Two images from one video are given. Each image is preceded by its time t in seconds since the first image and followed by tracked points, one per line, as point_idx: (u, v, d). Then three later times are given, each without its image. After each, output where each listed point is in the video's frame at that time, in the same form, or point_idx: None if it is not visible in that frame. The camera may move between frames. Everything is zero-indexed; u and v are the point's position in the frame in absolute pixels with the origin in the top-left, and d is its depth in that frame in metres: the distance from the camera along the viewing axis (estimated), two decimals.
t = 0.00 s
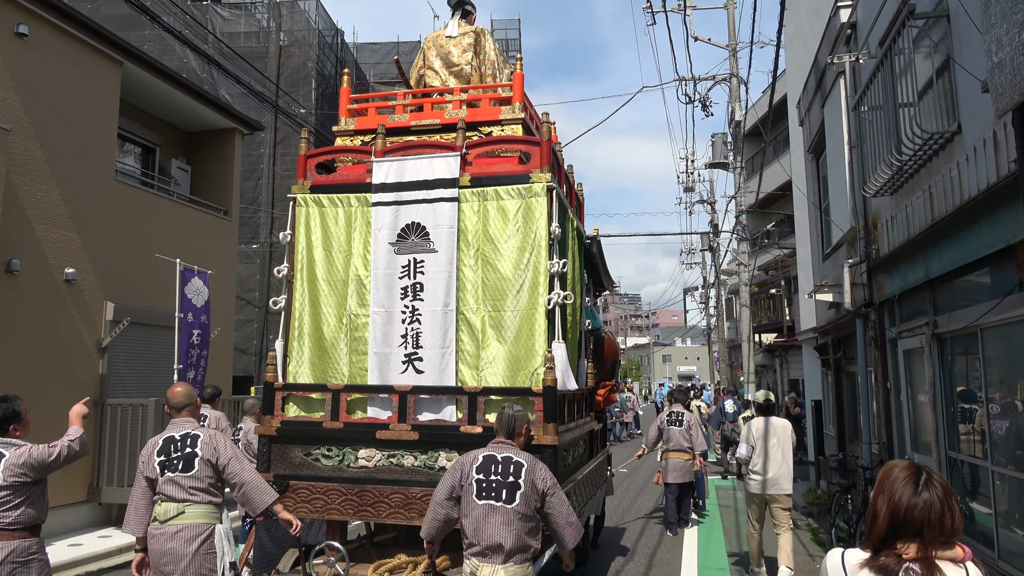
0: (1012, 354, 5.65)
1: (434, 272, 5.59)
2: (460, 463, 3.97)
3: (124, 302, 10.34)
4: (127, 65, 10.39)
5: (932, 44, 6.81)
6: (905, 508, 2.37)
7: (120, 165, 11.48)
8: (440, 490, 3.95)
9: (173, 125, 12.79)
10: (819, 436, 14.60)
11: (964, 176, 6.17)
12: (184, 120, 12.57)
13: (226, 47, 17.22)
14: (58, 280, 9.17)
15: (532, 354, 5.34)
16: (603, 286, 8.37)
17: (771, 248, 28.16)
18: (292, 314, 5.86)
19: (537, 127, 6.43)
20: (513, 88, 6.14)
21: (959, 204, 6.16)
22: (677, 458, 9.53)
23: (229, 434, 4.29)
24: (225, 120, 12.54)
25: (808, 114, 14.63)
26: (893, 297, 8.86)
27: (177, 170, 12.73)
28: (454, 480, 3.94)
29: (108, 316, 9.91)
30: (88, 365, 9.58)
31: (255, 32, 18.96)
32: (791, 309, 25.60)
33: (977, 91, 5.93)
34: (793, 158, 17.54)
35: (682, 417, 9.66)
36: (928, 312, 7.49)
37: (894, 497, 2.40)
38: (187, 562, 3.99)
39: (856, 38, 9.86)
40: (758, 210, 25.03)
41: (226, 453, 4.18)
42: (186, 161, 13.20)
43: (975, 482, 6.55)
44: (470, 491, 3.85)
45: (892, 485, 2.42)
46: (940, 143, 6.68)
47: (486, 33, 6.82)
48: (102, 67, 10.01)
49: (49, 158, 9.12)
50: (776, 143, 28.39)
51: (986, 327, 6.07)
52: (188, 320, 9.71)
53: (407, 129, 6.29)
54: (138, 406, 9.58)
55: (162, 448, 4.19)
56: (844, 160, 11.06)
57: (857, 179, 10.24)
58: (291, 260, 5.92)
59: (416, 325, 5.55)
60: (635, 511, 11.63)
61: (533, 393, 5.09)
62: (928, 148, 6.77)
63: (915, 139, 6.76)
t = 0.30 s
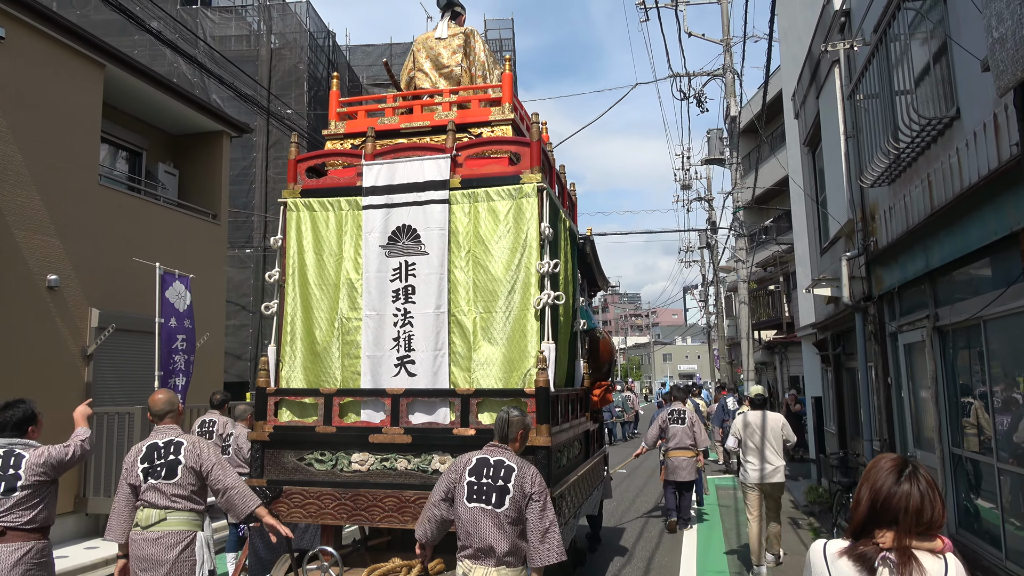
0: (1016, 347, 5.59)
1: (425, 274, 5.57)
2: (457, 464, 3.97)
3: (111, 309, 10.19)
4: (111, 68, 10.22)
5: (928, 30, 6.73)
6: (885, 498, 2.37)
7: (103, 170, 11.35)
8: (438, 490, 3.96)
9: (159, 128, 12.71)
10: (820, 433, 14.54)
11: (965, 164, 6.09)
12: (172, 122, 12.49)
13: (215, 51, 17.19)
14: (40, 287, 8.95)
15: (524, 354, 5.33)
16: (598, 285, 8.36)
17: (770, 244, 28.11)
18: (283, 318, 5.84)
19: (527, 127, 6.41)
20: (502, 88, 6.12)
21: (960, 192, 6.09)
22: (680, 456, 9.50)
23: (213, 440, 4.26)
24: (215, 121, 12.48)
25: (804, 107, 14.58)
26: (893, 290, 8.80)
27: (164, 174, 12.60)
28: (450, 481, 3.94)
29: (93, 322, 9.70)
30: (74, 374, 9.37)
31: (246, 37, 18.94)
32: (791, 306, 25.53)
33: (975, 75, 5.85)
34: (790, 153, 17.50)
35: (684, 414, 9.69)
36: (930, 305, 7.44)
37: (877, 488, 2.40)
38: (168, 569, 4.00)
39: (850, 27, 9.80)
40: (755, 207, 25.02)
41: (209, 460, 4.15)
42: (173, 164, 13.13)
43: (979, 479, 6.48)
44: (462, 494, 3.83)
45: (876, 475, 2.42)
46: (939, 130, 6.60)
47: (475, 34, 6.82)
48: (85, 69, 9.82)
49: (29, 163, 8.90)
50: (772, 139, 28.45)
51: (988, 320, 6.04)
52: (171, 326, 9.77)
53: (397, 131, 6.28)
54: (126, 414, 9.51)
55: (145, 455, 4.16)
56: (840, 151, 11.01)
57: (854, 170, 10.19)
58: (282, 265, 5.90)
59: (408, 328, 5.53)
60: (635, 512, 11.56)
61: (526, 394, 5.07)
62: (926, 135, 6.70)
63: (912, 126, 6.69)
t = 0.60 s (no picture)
0: None
1: (427, 273, 5.56)
2: (466, 465, 3.92)
3: (112, 304, 10.26)
4: (115, 61, 10.31)
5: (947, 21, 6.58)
6: (896, 505, 2.33)
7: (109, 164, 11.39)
8: (447, 490, 3.95)
9: (165, 123, 12.80)
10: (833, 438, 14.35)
11: (983, 158, 5.95)
12: (177, 117, 12.57)
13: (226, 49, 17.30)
14: (41, 280, 9.03)
15: (525, 355, 5.31)
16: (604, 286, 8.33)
17: (784, 246, 27.87)
18: (286, 315, 5.86)
19: (531, 126, 6.40)
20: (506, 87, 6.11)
21: (977, 189, 5.95)
22: (687, 459, 9.44)
23: (210, 434, 4.29)
24: (220, 116, 12.58)
25: (818, 105, 14.42)
26: (908, 292, 8.66)
27: (169, 169, 12.68)
28: (459, 482, 3.92)
29: (94, 317, 9.79)
30: (73, 368, 9.45)
31: (258, 35, 19.05)
32: (805, 309, 25.25)
33: (997, 66, 5.71)
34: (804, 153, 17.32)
35: (692, 416, 9.61)
36: (945, 308, 7.31)
37: (887, 494, 2.36)
38: (162, 561, 4.03)
39: (865, 21, 9.66)
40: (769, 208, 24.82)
41: (206, 453, 4.19)
42: (179, 159, 13.21)
43: (995, 487, 6.33)
44: (471, 495, 3.78)
45: (887, 483, 2.38)
46: (958, 123, 6.46)
47: (481, 33, 6.82)
48: (89, 61, 9.93)
49: (30, 154, 8.99)
50: (787, 140, 28.25)
51: (1006, 323, 5.94)
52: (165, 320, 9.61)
53: (401, 130, 6.29)
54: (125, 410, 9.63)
55: (143, 447, 4.19)
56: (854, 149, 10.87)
57: (867, 168, 10.05)
58: (285, 262, 5.92)
59: (409, 326, 5.53)
60: (640, 515, 11.49)
61: (526, 394, 5.05)
62: (943, 130, 6.55)
63: (929, 120, 6.55)
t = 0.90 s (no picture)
0: None
1: (437, 271, 5.55)
2: (470, 464, 3.89)
3: (123, 297, 10.38)
4: (129, 53, 10.43)
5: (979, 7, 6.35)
6: (902, 505, 2.29)
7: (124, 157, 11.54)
8: (450, 491, 3.92)
9: (181, 117, 12.94)
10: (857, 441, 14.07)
11: (1015, 149, 5.72)
12: (191, 111, 12.70)
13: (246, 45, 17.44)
14: (53, 273, 9.18)
15: (533, 353, 5.26)
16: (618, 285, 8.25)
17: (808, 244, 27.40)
18: (297, 312, 5.88)
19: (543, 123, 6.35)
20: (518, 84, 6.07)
21: (1008, 182, 5.74)
22: (697, 460, 9.31)
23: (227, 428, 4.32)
24: (236, 109, 12.66)
25: (844, 98, 14.13)
26: (937, 291, 8.42)
27: (185, 162, 12.81)
28: (462, 481, 3.89)
29: (106, 310, 9.92)
30: (85, 362, 9.60)
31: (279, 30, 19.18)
32: (830, 309, 24.81)
33: None
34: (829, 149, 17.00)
35: (700, 417, 9.59)
36: (974, 307, 7.10)
37: (891, 493, 2.32)
38: (193, 554, 4.06)
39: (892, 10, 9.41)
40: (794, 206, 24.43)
41: (222, 447, 4.20)
42: (195, 153, 13.35)
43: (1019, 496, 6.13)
44: (474, 494, 3.76)
45: (888, 483, 2.34)
46: (990, 113, 6.23)
47: (495, 30, 6.79)
48: (102, 54, 10.05)
49: (42, 146, 9.13)
50: (813, 137, 27.78)
51: None
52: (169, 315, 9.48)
53: (413, 127, 6.28)
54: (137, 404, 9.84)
55: (162, 445, 4.22)
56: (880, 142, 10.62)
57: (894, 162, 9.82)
58: (296, 259, 5.93)
59: (418, 324, 5.52)
60: (655, 516, 11.39)
61: (534, 393, 5.00)
62: (974, 119, 6.32)
63: (960, 109, 6.33)
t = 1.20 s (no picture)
0: None
1: (435, 259, 5.48)
2: (461, 452, 3.84)
3: (116, 284, 10.36)
4: (123, 37, 10.39)
5: None
6: (865, 494, 2.43)
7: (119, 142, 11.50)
8: (442, 480, 3.86)
9: (178, 103, 12.89)
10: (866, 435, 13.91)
11: None
12: (188, 96, 12.65)
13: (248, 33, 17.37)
14: (45, 259, 9.16)
15: (531, 342, 5.20)
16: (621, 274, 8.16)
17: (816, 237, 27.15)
18: (293, 300, 5.82)
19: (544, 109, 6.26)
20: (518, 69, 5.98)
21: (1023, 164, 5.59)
22: (699, 453, 9.25)
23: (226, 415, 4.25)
24: (235, 94, 12.60)
25: (854, 85, 13.92)
26: (949, 280, 8.26)
27: (182, 149, 12.77)
28: (453, 469, 3.84)
29: (98, 297, 9.90)
30: (77, 350, 9.59)
31: (283, 18, 19.10)
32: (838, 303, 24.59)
33: None
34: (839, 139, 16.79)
35: (701, 410, 9.51)
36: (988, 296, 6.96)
37: (855, 483, 2.46)
38: (189, 539, 4.00)
39: None
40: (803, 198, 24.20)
41: (221, 433, 4.15)
42: (193, 140, 13.32)
43: None
44: (464, 482, 3.71)
45: (853, 473, 2.48)
46: (1007, 92, 6.05)
47: (496, 15, 6.70)
48: (96, 38, 10.01)
49: (34, 130, 9.10)
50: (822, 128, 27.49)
51: None
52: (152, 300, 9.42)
53: (412, 113, 6.21)
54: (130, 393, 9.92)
55: (162, 429, 4.19)
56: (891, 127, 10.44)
57: (905, 147, 9.65)
58: (293, 247, 5.87)
59: (415, 312, 5.46)
60: (657, 509, 11.31)
61: (531, 383, 4.95)
62: (989, 98, 6.15)
63: (975, 89, 6.16)
